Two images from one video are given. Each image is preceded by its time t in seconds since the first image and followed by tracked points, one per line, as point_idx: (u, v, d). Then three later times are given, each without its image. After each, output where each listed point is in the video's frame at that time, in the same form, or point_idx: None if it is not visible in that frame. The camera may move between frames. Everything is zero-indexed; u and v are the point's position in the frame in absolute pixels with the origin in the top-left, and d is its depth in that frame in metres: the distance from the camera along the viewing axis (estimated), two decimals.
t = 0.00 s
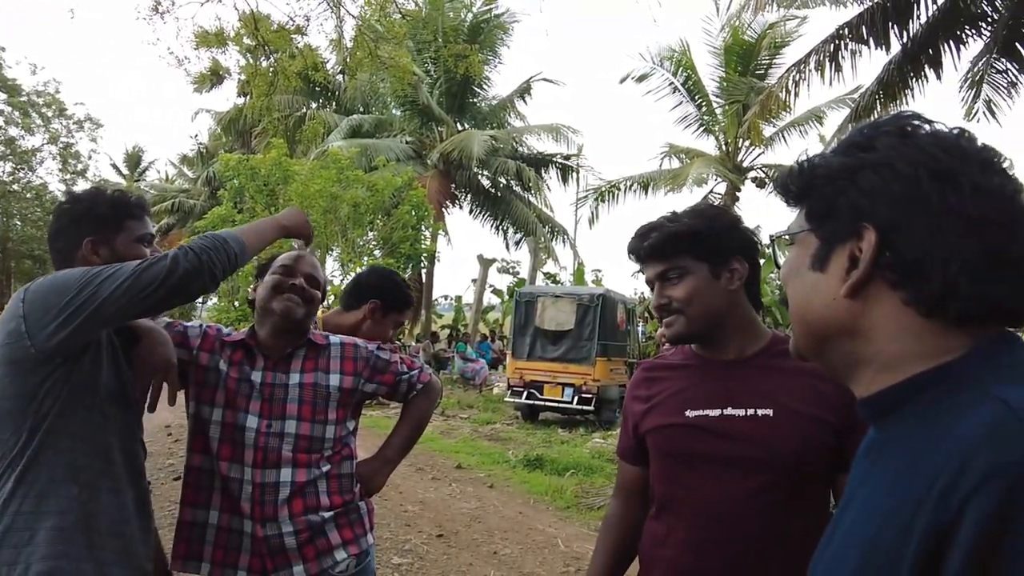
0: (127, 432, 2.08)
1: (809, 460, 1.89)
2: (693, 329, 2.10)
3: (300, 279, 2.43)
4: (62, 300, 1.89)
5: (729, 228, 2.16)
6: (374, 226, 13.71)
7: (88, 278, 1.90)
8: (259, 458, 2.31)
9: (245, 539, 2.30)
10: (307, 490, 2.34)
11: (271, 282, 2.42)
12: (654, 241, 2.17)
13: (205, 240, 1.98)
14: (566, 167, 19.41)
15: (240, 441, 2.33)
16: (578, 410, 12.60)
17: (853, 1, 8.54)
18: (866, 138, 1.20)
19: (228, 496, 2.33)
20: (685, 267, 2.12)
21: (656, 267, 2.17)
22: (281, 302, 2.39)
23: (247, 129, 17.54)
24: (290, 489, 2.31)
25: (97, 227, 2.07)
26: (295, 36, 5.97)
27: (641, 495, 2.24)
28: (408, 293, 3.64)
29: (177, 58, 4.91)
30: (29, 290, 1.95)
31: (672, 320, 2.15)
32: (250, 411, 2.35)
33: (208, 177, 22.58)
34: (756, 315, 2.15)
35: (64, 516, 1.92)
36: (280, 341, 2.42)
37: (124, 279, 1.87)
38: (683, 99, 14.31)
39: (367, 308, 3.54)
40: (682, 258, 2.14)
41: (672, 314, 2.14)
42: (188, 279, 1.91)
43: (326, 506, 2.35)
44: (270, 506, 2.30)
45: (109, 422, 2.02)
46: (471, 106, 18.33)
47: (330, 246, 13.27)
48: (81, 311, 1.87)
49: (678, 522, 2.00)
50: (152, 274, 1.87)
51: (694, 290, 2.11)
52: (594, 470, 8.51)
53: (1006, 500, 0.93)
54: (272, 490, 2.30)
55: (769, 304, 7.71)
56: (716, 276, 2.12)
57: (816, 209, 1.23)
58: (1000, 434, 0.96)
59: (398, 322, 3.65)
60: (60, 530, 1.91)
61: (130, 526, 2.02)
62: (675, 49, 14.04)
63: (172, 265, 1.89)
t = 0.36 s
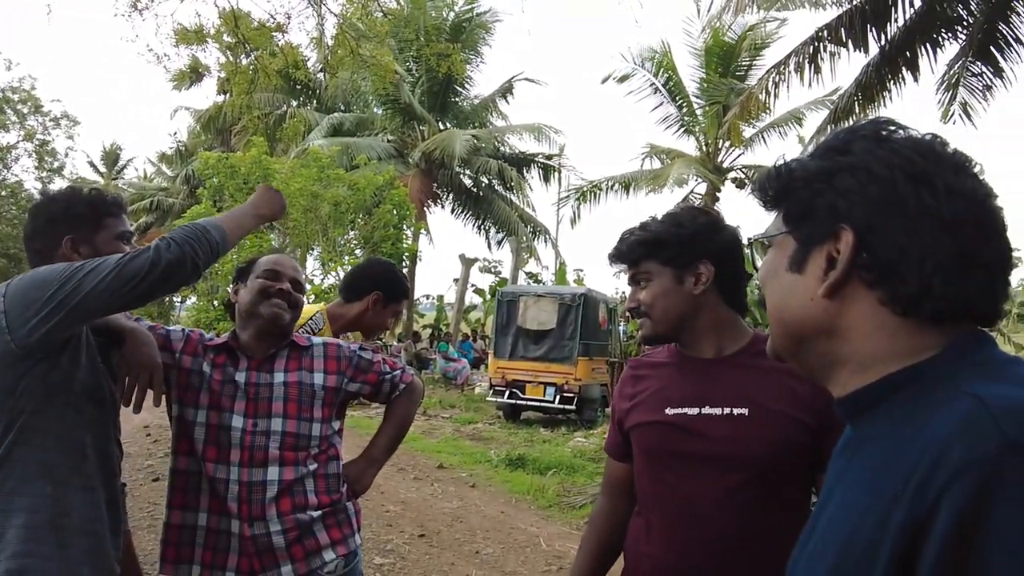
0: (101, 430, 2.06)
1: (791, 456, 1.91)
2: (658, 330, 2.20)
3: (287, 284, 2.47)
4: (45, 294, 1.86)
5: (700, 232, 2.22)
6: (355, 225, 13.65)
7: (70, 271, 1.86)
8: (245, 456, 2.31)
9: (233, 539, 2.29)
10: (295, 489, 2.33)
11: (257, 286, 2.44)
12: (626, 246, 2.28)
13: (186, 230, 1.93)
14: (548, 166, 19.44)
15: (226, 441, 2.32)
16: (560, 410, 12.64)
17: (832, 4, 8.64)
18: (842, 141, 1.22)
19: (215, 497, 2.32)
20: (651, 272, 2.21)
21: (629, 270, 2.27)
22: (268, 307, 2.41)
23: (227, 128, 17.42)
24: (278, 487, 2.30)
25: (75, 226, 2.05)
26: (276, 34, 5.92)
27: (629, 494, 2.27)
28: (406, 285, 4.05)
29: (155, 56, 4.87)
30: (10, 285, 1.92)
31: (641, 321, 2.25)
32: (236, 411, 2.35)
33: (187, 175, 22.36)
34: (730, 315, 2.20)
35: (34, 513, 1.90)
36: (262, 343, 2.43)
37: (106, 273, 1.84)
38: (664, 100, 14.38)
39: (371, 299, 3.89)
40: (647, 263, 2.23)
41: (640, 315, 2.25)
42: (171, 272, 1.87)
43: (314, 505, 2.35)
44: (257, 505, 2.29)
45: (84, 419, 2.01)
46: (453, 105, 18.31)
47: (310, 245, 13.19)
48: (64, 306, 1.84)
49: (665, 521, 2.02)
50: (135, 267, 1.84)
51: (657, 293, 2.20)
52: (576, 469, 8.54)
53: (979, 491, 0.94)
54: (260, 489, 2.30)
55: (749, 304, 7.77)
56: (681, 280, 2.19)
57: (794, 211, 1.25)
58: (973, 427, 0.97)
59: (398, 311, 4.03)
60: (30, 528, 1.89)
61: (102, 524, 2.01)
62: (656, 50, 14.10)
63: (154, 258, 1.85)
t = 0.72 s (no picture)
0: (81, 430, 2.06)
1: (772, 452, 1.93)
2: (643, 328, 2.24)
3: (269, 286, 2.48)
4: (32, 293, 1.83)
5: (686, 231, 2.26)
6: (340, 224, 13.60)
7: (61, 270, 1.85)
8: (232, 455, 2.31)
9: (221, 539, 2.29)
10: (282, 487, 2.33)
11: (239, 289, 2.44)
12: (616, 245, 2.31)
13: (175, 231, 1.93)
14: (533, 166, 19.46)
15: (212, 441, 2.32)
16: (545, 409, 12.67)
17: (815, 6, 8.72)
18: (819, 146, 1.25)
19: (203, 497, 2.32)
20: (637, 270, 2.24)
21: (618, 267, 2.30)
22: (253, 307, 2.41)
23: (210, 125, 17.33)
24: (265, 485, 2.31)
25: (62, 225, 2.05)
26: (260, 32, 5.90)
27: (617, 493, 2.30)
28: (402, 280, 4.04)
29: (139, 53, 4.83)
30: None
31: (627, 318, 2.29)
32: (221, 411, 2.35)
33: (170, 173, 22.19)
34: (715, 315, 2.23)
35: (10, 515, 1.88)
36: (245, 343, 2.43)
37: (99, 276, 1.83)
38: (649, 100, 14.43)
39: (366, 293, 3.87)
40: (634, 261, 2.27)
41: (627, 312, 2.28)
42: (166, 276, 1.89)
43: (302, 503, 2.35)
44: (245, 503, 2.29)
45: (64, 419, 2.00)
46: (438, 104, 18.29)
47: (294, 244, 13.14)
48: (55, 307, 1.83)
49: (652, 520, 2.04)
50: (131, 269, 1.84)
51: (643, 292, 2.23)
52: (561, 468, 8.56)
53: (954, 482, 0.95)
54: (247, 487, 2.30)
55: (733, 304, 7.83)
56: (666, 279, 2.22)
57: (771, 214, 1.27)
58: (948, 422, 0.99)
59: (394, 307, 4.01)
60: (6, 528, 1.88)
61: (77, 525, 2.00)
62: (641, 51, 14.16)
63: (148, 263, 1.86)
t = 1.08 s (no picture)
0: (63, 431, 2.05)
1: (756, 448, 1.95)
2: (631, 325, 2.27)
3: (250, 285, 2.50)
4: (23, 294, 1.83)
5: (676, 231, 2.29)
6: (327, 224, 13.56)
7: (52, 272, 1.84)
8: (215, 453, 2.31)
9: (205, 538, 2.29)
10: (266, 485, 2.33)
11: (221, 288, 2.46)
12: (607, 242, 2.35)
13: (171, 236, 1.90)
14: (520, 166, 19.48)
15: (196, 439, 2.32)
16: (532, 408, 12.68)
17: (800, 8, 8.78)
18: (801, 148, 1.28)
19: (188, 496, 2.32)
20: (628, 267, 2.28)
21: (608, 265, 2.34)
22: (235, 306, 2.43)
23: (195, 124, 17.22)
24: (248, 483, 2.31)
25: (49, 222, 2.04)
26: (246, 30, 5.87)
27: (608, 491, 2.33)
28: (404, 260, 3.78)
29: (124, 51, 4.80)
30: None
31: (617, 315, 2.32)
32: (205, 409, 2.35)
33: (154, 172, 22.02)
34: (704, 314, 2.25)
35: None
36: (228, 342, 2.44)
37: (88, 279, 1.82)
38: (635, 101, 14.48)
39: (363, 284, 3.67)
40: (626, 259, 2.30)
41: (616, 309, 2.31)
42: (154, 283, 1.87)
43: (286, 502, 2.35)
44: (229, 501, 2.29)
45: (45, 421, 1.99)
46: (425, 104, 18.27)
47: (280, 243, 13.08)
48: (42, 308, 1.83)
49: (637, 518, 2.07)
50: (119, 274, 1.83)
51: (633, 289, 2.26)
52: (548, 468, 8.58)
53: (932, 470, 0.97)
54: (230, 485, 2.30)
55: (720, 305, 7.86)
56: (656, 278, 2.25)
57: (755, 214, 1.29)
58: (927, 412, 1.01)
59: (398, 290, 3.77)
60: None
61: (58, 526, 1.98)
62: (628, 52, 14.22)
63: (140, 267, 1.84)
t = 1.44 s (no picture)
0: (51, 431, 2.05)
1: (747, 441, 1.97)
2: (625, 319, 2.30)
3: (232, 282, 2.48)
4: (23, 294, 1.82)
5: (673, 227, 2.31)
6: (316, 223, 13.52)
7: (54, 274, 1.84)
8: (197, 449, 2.31)
9: (185, 535, 2.29)
10: (247, 482, 2.33)
11: (204, 285, 2.45)
12: (604, 236, 2.36)
13: (175, 252, 1.95)
14: (510, 166, 19.49)
15: (178, 436, 2.32)
16: (522, 408, 12.69)
17: (789, 9, 8.82)
18: (790, 145, 1.30)
19: (170, 493, 2.32)
20: (624, 262, 2.30)
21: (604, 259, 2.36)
22: (217, 303, 2.42)
23: (183, 122, 17.11)
24: (229, 480, 2.30)
25: (36, 219, 2.04)
26: (235, 29, 5.85)
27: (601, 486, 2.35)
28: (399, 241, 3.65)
29: (112, 49, 4.77)
30: None
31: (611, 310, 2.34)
32: (187, 406, 2.34)
33: (141, 171, 21.87)
34: (698, 310, 2.28)
35: None
36: (211, 339, 2.43)
37: (91, 283, 1.83)
38: (624, 101, 14.51)
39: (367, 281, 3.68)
40: (621, 254, 2.32)
41: (611, 303, 2.33)
42: (155, 293, 1.88)
43: (267, 499, 2.35)
44: (209, 498, 2.29)
45: (34, 421, 1.99)
46: (414, 104, 18.25)
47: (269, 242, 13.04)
48: (42, 308, 1.82)
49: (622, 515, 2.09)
50: (122, 281, 1.84)
51: (628, 283, 2.28)
52: (538, 467, 8.59)
53: (917, 454, 0.98)
54: (211, 482, 2.29)
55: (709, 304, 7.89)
56: (651, 273, 2.27)
57: (744, 209, 1.31)
58: (912, 398, 1.03)
59: (399, 272, 3.62)
60: None
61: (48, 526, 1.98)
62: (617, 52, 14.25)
63: (142, 276, 1.86)
